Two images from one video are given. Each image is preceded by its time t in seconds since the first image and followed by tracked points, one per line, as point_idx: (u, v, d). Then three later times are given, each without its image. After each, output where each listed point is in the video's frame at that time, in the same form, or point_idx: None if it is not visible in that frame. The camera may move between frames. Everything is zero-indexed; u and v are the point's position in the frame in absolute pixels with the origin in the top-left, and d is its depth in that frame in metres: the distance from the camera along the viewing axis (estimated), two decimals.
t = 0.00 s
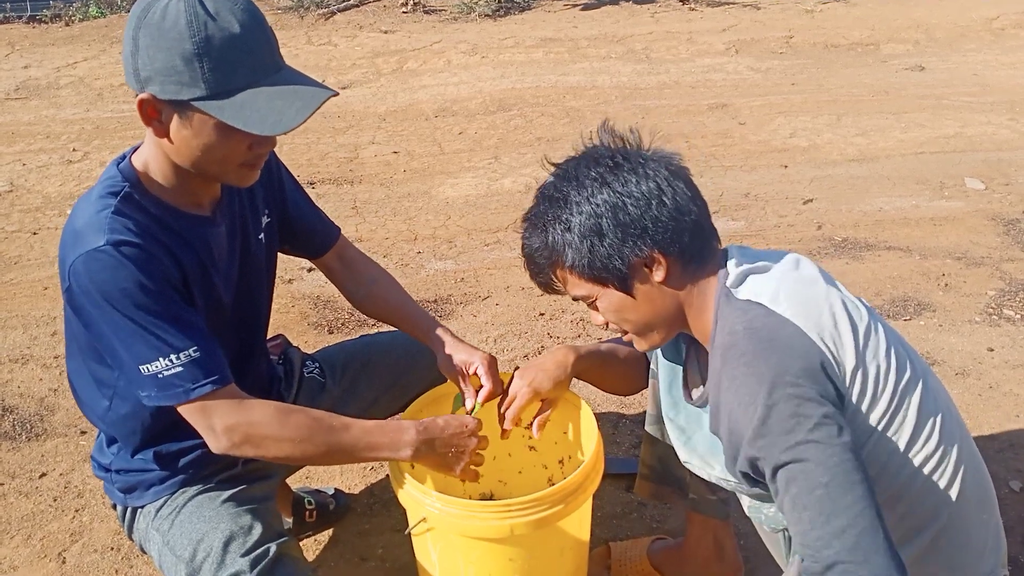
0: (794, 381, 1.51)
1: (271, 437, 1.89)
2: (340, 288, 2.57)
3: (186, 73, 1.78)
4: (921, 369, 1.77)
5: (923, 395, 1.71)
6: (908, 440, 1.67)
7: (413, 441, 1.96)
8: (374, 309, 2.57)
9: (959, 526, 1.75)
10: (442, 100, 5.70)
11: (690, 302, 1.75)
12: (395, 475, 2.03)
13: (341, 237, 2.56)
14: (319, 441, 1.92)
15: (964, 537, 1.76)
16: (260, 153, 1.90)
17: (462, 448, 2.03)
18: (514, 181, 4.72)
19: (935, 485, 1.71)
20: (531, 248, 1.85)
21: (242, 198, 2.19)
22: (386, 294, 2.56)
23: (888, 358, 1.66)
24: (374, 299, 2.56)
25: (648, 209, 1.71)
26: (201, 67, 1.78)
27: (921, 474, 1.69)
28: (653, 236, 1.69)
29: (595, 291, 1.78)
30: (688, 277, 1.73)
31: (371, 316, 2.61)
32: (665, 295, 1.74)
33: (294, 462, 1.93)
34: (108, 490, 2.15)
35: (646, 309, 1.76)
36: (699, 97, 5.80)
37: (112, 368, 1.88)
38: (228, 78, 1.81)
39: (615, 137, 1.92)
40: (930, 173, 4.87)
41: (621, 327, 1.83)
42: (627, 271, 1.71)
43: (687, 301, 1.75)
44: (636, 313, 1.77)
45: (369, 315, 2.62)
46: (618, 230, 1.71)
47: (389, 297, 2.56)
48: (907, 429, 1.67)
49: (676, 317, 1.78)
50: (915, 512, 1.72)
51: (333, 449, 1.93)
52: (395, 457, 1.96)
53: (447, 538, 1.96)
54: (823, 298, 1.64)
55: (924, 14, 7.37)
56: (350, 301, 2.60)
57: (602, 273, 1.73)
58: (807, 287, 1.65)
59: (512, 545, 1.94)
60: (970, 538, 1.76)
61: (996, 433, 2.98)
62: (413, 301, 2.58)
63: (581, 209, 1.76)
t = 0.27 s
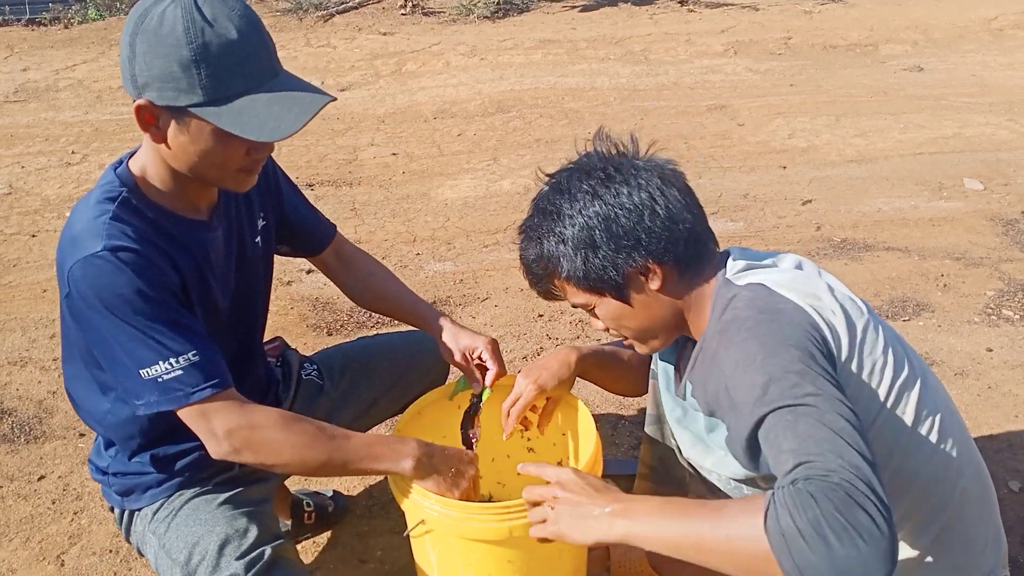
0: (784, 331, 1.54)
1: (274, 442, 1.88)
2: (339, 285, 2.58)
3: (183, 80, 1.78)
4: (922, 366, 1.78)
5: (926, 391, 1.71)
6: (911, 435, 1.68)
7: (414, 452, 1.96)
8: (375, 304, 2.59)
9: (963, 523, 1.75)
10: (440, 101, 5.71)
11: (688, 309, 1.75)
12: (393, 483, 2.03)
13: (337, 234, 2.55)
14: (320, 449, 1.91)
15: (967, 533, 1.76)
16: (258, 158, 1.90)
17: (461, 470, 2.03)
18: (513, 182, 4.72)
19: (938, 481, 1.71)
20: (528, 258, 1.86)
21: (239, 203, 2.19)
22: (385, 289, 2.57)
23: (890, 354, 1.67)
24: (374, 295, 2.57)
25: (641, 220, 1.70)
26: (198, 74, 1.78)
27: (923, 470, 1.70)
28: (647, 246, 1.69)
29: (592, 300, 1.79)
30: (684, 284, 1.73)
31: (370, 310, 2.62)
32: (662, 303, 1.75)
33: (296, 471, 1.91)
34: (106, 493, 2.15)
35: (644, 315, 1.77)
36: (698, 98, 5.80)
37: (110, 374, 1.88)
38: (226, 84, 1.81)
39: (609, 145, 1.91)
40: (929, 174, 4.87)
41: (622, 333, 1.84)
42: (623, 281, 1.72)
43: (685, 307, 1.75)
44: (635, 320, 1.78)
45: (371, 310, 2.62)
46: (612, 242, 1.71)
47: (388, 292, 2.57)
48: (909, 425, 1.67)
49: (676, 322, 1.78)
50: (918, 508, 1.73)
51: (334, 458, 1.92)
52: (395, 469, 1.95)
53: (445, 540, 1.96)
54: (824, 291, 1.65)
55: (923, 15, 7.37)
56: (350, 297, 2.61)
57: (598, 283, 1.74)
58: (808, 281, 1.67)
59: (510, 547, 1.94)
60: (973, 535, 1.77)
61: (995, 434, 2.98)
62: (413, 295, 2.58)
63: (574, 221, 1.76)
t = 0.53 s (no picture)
0: (754, 297, 1.61)
1: (269, 443, 1.88)
2: (334, 287, 2.57)
3: (179, 81, 1.77)
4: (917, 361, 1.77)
5: (916, 385, 1.72)
6: (899, 427, 1.68)
7: (409, 442, 1.97)
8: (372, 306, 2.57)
9: (958, 519, 1.73)
10: (437, 101, 5.70)
11: (692, 301, 1.77)
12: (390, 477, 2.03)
13: (336, 237, 2.55)
14: (315, 446, 1.91)
15: (961, 530, 1.74)
16: (256, 159, 1.90)
17: (455, 456, 2.04)
18: (509, 182, 4.72)
19: (931, 475, 1.70)
20: (539, 240, 1.88)
21: (235, 205, 2.19)
22: (379, 290, 2.57)
23: (880, 346, 1.68)
24: (369, 299, 2.57)
25: (653, 208, 1.73)
26: (194, 75, 1.78)
27: (915, 463, 1.69)
28: (656, 234, 1.71)
29: (598, 286, 1.81)
30: (690, 275, 1.75)
31: (363, 313, 2.61)
32: (667, 293, 1.76)
33: (292, 469, 1.91)
34: (101, 494, 2.14)
35: (649, 306, 1.78)
36: (694, 99, 5.80)
37: (106, 376, 1.87)
38: (222, 85, 1.80)
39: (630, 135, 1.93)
40: (925, 174, 4.87)
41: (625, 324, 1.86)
42: (629, 268, 1.74)
43: (689, 299, 1.77)
44: (638, 310, 1.79)
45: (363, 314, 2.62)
46: (622, 229, 1.73)
47: (382, 294, 2.56)
48: (897, 416, 1.68)
49: (678, 315, 1.79)
50: (913, 502, 1.71)
51: (330, 453, 1.92)
52: (393, 459, 1.95)
53: (441, 541, 1.96)
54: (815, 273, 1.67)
55: (920, 15, 7.38)
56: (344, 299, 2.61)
57: (605, 268, 1.76)
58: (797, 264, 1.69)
59: (507, 547, 1.94)
60: (969, 532, 1.74)
61: (991, 433, 2.99)
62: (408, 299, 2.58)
63: (587, 206, 1.78)
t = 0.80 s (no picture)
0: (737, 284, 1.66)
1: (270, 443, 1.87)
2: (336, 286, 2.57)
3: (154, 68, 1.76)
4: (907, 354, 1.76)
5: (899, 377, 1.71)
6: (878, 418, 1.67)
7: (408, 439, 1.97)
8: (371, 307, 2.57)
9: (945, 513, 1.70)
10: (437, 101, 5.70)
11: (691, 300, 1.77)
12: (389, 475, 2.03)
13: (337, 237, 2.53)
14: (315, 445, 1.91)
15: (949, 525, 1.71)
16: (240, 159, 1.85)
17: (455, 447, 2.02)
18: (509, 182, 4.71)
19: (914, 468, 1.68)
20: (541, 236, 1.88)
21: (240, 205, 2.19)
22: (382, 294, 2.56)
23: (857, 338, 1.69)
24: (371, 300, 2.56)
25: (652, 206, 1.72)
26: (170, 62, 1.76)
27: (896, 454, 1.67)
28: (654, 232, 1.71)
29: (598, 282, 1.81)
30: (688, 271, 1.76)
31: (365, 317, 2.60)
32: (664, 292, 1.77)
33: (292, 469, 1.91)
34: (101, 494, 2.14)
35: (646, 302, 1.81)
36: (694, 98, 5.80)
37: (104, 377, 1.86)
38: (196, 75, 1.77)
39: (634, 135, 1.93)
40: (926, 173, 4.87)
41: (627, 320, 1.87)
42: (627, 264, 1.74)
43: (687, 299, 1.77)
44: (637, 303, 1.81)
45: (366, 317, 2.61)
46: (621, 226, 1.73)
47: (383, 296, 2.56)
48: (875, 407, 1.67)
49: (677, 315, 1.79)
50: (896, 496, 1.69)
51: (331, 452, 1.92)
52: (391, 458, 1.95)
53: (441, 541, 1.96)
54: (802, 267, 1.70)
55: (920, 14, 7.37)
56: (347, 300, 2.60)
57: (604, 264, 1.76)
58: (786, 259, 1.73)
59: (507, 548, 1.94)
60: (957, 527, 1.71)
61: (991, 433, 2.98)
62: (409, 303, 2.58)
63: (587, 204, 1.78)
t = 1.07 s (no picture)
0: (732, 286, 1.66)
1: (275, 450, 1.86)
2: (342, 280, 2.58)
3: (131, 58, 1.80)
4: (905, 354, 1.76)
5: (896, 377, 1.70)
6: (875, 418, 1.67)
7: (414, 451, 1.96)
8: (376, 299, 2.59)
9: (944, 513, 1.69)
10: (439, 102, 5.70)
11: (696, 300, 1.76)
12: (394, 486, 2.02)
13: (342, 232, 2.53)
14: (320, 455, 1.90)
15: (948, 524, 1.70)
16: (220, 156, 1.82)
17: (461, 466, 2.03)
18: (511, 183, 4.71)
19: (912, 467, 1.67)
20: (547, 236, 1.88)
21: (248, 207, 2.19)
22: (387, 287, 2.57)
23: (853, 337, 1.68)
24: (377, 291, 2.58)
25: (654, 206, 1.72)
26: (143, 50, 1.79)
27: (893, 454, 1.67)
28: (657, 231, 1.71)
29: (603, 281, 1.81)
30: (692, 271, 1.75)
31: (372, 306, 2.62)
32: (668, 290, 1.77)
33: (297, 478, 1.90)
34: (105, 497, 2.14)
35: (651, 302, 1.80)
36: (697, 99, 5.79)
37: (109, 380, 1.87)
38: (167, 61, 1.79)
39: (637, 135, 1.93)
40: (929, 175, 4.86)
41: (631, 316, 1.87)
42: (631, 264, 1.74)
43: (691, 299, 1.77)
44: (642, 302, 1.81)
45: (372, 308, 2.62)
46: (624, 226, 1.73)
47: (389, 291, 2.57)
48: (871, 407, 1.67)
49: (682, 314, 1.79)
50: (894, 496, 1.68)
51: (336, 461, 1.91)
52: (397, 468, 1.94)
53: (442, 543, 1.96)
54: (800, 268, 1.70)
55: (923, 16, 7.36)
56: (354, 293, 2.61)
57: (608, 264, 1.76)
58: (785, 259, 1.73)
59: (509, 550, 1.93)
60: (957, 526, 1.70)
61: (994, 434, 2.98)
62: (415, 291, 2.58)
63: (591, 204, 1.78)
